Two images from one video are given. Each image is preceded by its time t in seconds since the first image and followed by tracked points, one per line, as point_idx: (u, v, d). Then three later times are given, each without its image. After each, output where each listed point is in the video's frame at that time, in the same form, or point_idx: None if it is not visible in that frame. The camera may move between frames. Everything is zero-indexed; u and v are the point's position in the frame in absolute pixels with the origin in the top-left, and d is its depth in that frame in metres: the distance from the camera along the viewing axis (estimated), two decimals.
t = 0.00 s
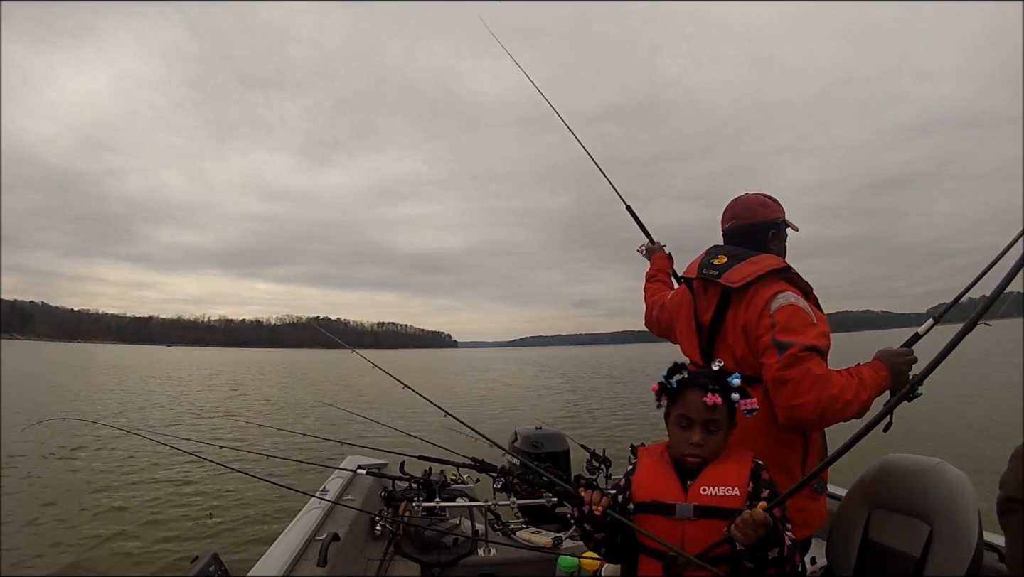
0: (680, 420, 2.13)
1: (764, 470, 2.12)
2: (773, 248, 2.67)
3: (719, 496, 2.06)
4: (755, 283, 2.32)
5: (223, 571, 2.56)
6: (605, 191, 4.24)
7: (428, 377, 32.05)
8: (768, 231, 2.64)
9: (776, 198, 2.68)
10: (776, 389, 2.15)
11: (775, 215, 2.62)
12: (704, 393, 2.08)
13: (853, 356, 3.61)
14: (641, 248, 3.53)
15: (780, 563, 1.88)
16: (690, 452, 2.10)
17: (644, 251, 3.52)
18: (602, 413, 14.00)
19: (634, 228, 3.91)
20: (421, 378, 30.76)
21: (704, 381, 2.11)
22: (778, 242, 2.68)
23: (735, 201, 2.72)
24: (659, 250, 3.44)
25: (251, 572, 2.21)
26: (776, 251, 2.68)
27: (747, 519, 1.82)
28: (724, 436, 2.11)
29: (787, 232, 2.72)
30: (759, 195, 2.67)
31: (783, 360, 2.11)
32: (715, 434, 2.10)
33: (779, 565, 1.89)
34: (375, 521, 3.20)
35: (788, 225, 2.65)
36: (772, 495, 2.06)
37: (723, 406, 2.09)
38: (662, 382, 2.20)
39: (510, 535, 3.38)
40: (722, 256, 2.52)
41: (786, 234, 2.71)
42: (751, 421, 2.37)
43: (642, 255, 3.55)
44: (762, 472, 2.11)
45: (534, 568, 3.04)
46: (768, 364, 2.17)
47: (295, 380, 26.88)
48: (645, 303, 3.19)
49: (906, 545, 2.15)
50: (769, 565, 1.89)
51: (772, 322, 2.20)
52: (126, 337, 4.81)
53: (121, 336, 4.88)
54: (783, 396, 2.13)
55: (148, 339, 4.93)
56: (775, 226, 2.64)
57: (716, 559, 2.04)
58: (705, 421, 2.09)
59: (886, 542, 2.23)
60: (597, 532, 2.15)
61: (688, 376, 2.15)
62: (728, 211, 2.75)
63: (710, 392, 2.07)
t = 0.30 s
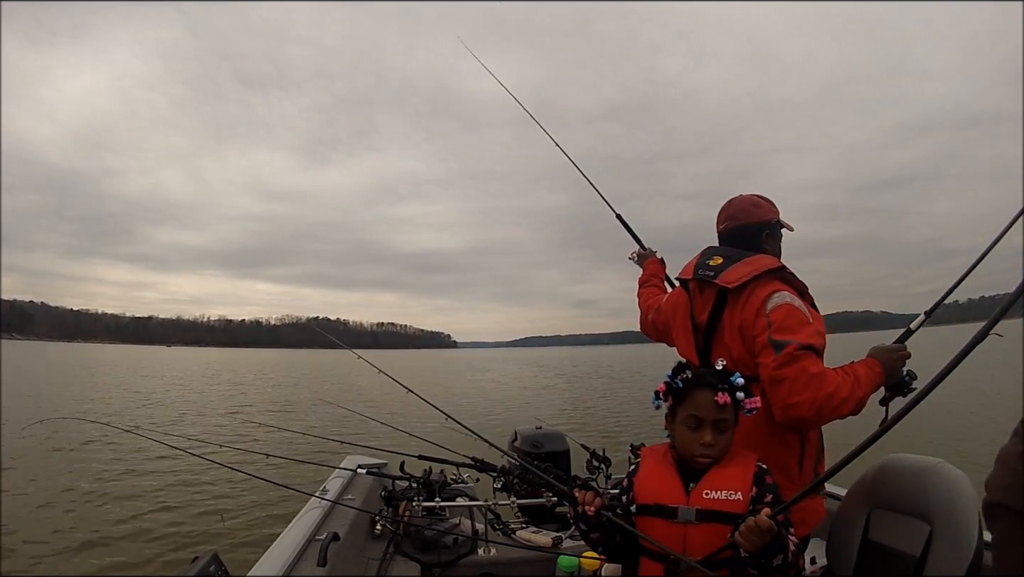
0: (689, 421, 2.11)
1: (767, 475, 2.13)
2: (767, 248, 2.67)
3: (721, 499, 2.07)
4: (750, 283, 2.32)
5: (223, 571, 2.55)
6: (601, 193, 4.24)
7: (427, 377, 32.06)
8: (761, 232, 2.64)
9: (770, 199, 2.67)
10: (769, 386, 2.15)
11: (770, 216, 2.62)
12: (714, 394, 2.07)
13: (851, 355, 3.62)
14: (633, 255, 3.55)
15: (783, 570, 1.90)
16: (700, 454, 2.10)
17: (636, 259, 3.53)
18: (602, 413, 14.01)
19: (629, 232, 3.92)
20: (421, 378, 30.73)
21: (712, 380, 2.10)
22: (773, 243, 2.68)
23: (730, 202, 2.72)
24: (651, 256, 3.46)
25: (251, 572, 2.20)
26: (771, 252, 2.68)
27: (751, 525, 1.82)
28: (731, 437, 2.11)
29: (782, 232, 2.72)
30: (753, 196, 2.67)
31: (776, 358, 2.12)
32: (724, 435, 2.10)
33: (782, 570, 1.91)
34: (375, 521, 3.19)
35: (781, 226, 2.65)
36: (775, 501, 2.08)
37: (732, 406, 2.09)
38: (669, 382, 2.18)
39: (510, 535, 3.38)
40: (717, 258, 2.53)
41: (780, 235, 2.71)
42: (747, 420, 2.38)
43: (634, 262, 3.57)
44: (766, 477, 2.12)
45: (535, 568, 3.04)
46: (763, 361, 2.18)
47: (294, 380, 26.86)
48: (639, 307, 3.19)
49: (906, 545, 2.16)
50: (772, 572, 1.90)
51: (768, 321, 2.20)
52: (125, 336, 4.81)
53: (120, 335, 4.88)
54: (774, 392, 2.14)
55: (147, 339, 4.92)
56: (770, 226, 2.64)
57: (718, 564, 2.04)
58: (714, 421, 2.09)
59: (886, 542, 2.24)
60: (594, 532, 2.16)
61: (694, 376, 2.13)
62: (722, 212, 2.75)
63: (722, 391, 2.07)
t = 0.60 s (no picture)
0: (689, 434, 2.10)
1: (767, 477, 2.13)
2: (765, 249, 2.67)
3: (723, 503, 2.07)
4: (751, 284, 2.32)
5: (223, 571, 2.55)
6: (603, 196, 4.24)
7: (425, 377, 32.06)
8: (760, 233, 2.64)
9: (769, 200, 2.67)
10: (779, 386, 2.15)
11: (768, 217, 2.62)
12: (715, 405, 2.05)
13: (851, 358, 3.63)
14: (638, 261, 3.55)
15: None
16: (703, 464, 2.09)
17: (641, 265, 3.53)
18: (601, 414, 14.02)
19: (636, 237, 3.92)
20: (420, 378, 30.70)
21: (710, 391, 2.07)
22: (772, 244, 2.68)
23: (728, 204, 2.73)
24: (657, 262, 3.46)
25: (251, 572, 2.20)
26: (770, 253, 2.68)
27: (762, 542, 1.82)
28: (732, 443, 2.11)
29: (781, 235, 2.71)
30: (752, 198, 2.67)
31: (787, 357, 2.12)
32: (725, 443, 2.09)
33: None
34: (375, 521, 3.19)
35: (780, 227, 2.65)
36: (776, 503, 2.08)
37: (731, 414, 2.08)
38: (667, 394, 2.15)
39: (510, 535, 3.38)
40: (716, 260, 2.53)
41: (779, 237, 2.72)
42: (750, 421, 2.38)
43: (638, 267, 3.56)
44: (767, 479, 2.12)
45: (535, 569, 3.04)
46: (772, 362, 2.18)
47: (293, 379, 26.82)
48: (640, 313, 3.19)
49: (907, 545, 2.17)
50: None
51: (772, 322, 2.21)
52: (125, 333, 4.79)
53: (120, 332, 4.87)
54: (785, 392, 2.13)
55: (147, 336, 4.91)
56: (768, 227, 2.64)
57: (719, 566, 2.06)
58: (717, 432, 2.07)
59: (886, 542, 2.25)
60: (589, 529, 2.18)
61: (693, 385, 2.10)
62: (721, 214, 2.76)
63: (721, 404, 2.04)
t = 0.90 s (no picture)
0: (693, 432, 2.09)
1: (762, 477, 2.16)
2: (758, 249, 2.68)
3: (721, 505, 2.08)
4: (752, 283, 2.35)
5: (223, 571, 2.54)
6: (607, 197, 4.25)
7: (424, 376, 32.05)
8: (752, 233, 2.66)
9: (761, 200, 2.69)
10: (813, 382, 2.20)
11: (761, 217, 2.64)
12: (719, 402, 2.07)
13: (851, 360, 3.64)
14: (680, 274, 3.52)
15: None
16: (708, 462, 2.08)
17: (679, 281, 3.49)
18: (600, 415, 14.04)
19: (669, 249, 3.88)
20: (418, 377, 30.69)
21: (714, 388, 2.08)
22: (764, 244, 2.69)
23: (721, 204, 2.74)
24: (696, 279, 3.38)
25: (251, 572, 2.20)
26: (763, 253, 2.70)
27: (765, 551, 1.82)
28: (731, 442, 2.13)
29: (774, 234, 2.73)
30: (745, 198, 2.68)
31: (822, 354, 2.17)
32: (728, 440, 2.11)
33: None
34: (375, 521, 3.19)
35: (771, 226, 2.67)
36: (771, 503, 2.11)
37: (733, 411, 2.10)
38: (670, 392, 2.13)
39: (510, 535, 3.38)
40: (712, 261, 2.55)
41: (772, 236, 2.73)
42: (759, 421, 2.37)
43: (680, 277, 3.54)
44: (761, 479, 2.15)
45: (535, 569, 3.05)
46: (801, 360, 2.20)
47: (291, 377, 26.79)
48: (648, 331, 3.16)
49: (908, 545, 2.18)
50: None
51: (795, 322, 2.22)
52: (126, 329, 4.79)
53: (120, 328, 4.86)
54: (823, 387, 2.20)
55: (147, 333, 4.90)
56: (761, 227, 2.66)
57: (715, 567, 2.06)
58: (721, 428, 2.08)
59: (887, 543, 2.26)
60: (578, 525, 2.17)
61: (694, 383, 2.10)
62: (713, 215, 2.78)
63: (726, 399, 2.06)
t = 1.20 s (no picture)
0: (693, 429, 2.09)
1: (756, 478, 2.15)
2: (750, 247, 2.70)
3: (713, 507, 2.09)
4: (758, 274, 2.43)
5: (223, 571, 2.54)
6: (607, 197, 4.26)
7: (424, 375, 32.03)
8: (744, 231, 2.67)
9: (750, 199, 2.69)
10: (834, 361, 2.29)
11: (752, 215, 2.65)
12: (717, 397, 2.09)
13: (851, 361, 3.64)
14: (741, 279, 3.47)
15: None
16: (707, 459, 2.08)
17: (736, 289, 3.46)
18: (599, 415, 14.04)
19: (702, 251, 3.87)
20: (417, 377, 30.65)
21: (711, 384, 2.11)
22: (756, 242, 2.71)
23: (712, 205, 2.75)
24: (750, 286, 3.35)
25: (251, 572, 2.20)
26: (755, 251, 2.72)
27: (755, 563, 1.81)
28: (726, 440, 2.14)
29: (765, 232, 2.74)
30: (735, 198, 2.69)
31: (843, 332, 2.28)
32: (724, 438, 2.12)
33: None
34: (375, 521, 3.19)
35: (762, 225, 2.69)
36: (765, 504, 2.10)
37: (729, 408, 2.12)
38: (669, 389, 2.13)
39: (510, 535, 3.38)
40: (712, 258, 2.58)
41: (763, 233, 2.75)
42: (774, 414, 2.36)
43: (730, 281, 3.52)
44: (755, 481, 2.14)
45: (535, 568, 3.05)
46: (823, 341, 2.28)
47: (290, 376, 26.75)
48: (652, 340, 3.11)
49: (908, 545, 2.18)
50: None
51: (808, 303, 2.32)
52: (125, 328, 4.78)
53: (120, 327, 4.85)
54: (843, 365, 2.30)
55: (147, 332, 4.89)
56: (752, 226, 2.68)
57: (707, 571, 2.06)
58: (719, 425, 2.09)
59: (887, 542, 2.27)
60: (567, 533, 2.18)
61: (692, 380, 2.11)
62: (706, 215, 2.79)
63: (724, 396, 2.09)
